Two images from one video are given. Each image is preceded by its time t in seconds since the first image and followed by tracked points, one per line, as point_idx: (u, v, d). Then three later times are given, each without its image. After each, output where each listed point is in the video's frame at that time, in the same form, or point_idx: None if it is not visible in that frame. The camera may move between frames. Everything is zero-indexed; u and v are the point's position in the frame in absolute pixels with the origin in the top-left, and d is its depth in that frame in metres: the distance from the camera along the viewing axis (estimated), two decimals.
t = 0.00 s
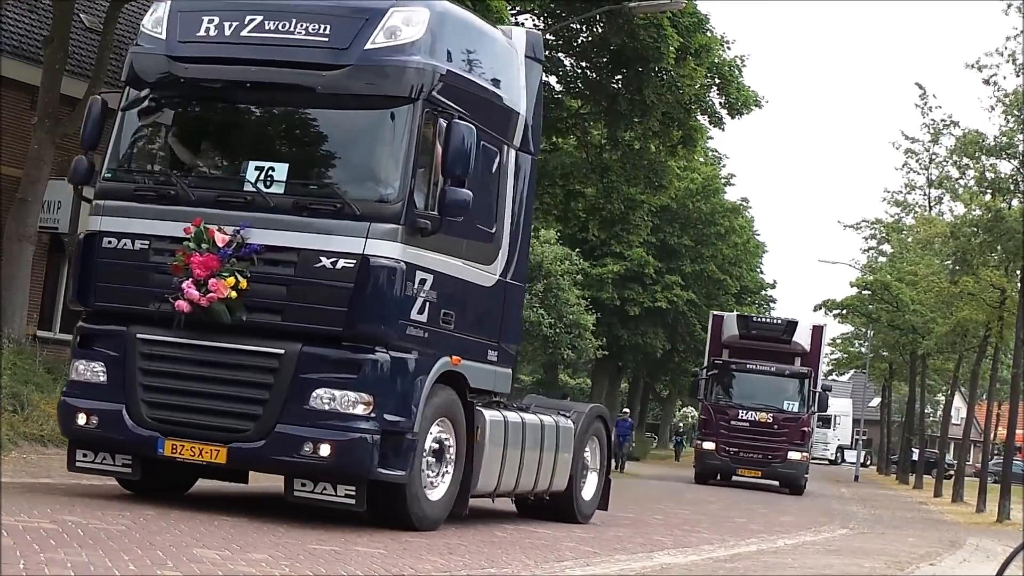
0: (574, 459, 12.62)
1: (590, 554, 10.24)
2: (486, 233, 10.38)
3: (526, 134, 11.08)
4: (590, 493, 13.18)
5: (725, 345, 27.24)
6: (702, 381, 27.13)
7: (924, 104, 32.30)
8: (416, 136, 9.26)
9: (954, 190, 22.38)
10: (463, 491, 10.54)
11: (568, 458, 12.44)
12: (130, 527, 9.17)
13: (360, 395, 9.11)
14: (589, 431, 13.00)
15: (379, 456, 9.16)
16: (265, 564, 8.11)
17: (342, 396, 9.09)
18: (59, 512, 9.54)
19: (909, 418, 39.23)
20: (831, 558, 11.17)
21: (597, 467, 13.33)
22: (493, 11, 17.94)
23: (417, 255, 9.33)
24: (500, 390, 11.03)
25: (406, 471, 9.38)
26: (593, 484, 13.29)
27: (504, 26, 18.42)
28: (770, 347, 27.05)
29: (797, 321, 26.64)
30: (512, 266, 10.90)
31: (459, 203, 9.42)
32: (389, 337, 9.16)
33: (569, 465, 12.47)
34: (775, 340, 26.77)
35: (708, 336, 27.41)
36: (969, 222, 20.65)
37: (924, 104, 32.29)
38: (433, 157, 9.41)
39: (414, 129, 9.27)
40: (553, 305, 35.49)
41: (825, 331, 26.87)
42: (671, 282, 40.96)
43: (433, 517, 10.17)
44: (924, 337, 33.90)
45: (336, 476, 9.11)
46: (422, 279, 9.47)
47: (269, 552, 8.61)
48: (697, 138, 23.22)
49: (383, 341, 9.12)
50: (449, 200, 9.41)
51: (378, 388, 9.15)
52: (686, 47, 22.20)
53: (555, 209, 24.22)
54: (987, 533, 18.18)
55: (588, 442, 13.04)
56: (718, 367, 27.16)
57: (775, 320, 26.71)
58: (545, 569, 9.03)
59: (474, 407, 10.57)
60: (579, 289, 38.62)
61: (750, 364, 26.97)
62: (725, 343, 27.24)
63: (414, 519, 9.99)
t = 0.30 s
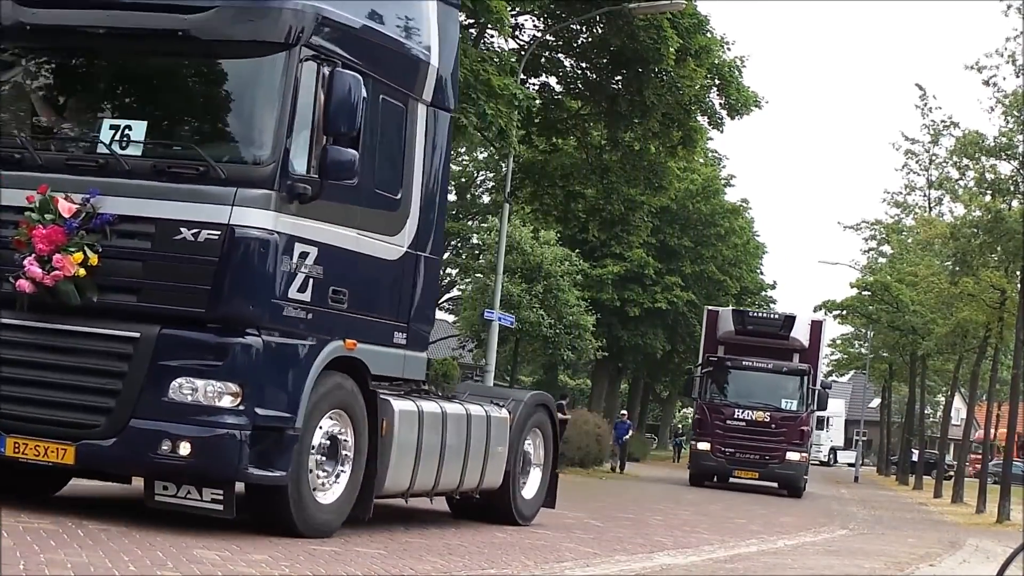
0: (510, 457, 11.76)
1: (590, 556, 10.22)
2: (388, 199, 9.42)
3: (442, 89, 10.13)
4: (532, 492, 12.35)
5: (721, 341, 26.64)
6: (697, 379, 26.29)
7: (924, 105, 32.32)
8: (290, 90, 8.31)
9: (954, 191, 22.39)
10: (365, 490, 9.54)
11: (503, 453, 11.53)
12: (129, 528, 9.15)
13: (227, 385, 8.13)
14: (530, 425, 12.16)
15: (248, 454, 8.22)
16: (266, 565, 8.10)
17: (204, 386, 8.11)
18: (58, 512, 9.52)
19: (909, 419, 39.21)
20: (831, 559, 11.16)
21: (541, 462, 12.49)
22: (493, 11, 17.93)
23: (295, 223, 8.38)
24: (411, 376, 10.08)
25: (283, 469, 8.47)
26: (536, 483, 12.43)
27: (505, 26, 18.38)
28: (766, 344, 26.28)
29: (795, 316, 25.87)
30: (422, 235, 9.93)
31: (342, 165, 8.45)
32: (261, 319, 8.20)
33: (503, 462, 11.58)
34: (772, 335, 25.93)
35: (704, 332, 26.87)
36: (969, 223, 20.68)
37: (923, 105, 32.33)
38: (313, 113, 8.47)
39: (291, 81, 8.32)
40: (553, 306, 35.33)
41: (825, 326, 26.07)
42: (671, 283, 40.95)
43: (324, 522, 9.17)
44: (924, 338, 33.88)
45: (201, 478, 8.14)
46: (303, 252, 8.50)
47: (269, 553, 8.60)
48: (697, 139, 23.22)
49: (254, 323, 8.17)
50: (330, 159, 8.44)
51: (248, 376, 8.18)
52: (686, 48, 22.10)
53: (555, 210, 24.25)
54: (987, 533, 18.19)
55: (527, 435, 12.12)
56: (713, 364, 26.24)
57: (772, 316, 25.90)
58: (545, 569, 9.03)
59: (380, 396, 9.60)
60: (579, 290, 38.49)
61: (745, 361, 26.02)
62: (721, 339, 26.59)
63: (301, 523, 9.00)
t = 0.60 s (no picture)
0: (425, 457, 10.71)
1: (590, 556, 10.21)
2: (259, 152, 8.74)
3: (332, 33, 9.46)
4: (454, 497, 11.29)
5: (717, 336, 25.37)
6: (691, 375, 25.04)
7: (924, 105, 32.33)
8: (127, 19, 7.64)
9: (954, 191, 22.40)
10: (233, 486, 8.61)
11: (417, 447, 10.46)
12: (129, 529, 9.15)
13: (43, 359, 7.32)
14: (452, 419, 11.11)
15: (69, 442, 7.38)
16: (266, 565, 8.09)
17: (17, 362, 7.28)
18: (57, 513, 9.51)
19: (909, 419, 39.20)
20: (831, 560, 11.16)
21: (468, 462, 11.46)
22: (493, 11, 17.90)
23: (128, 170, 7.67)
24: (293, 356, 9.24)
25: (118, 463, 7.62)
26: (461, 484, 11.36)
27: (505, 26, 18.35)
28: (765, 339, 25.02)
29: (795, 311, 24.73)
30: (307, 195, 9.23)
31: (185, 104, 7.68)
32: (87, 285, 7.47)
33: (418, 459, 10.50)
34: (770, 330, 24.75)
35: (700, 327, 25.61)
36: (969, 224, 20.67)
37: (923, 106, 32.36)
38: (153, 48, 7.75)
39: (126, 9, 7.64)
40: (553, 306, 35.29)
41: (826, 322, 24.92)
42: (671, 283, 40.96)
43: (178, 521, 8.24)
44: (924, 338, 33.89)
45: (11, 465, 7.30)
46: (142, 208, 7.76)
47: (269, 553, 8.59)
48: (697, 139, 23.24)
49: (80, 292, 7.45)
50: (170, 96, 7.66)
51: (67, 350, 7.39)
52: (686, 48, 22.09)
53: (555, 210, 24.24)
54: (986, 534, 18.19)
55: (450, 426, 11.11)
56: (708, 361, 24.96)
57: (771, 311, 24.74)
58: (544, 569, 9.03)
59: (250, 380, 8.70)
60: (579, 290, 38.50)
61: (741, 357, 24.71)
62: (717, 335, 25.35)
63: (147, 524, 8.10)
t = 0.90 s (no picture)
0: (316, 450, 9.81)
1: (590, 556, 10.22)
2: (84, 88, 7.85)
3: None
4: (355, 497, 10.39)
5: (713, 331, 24.50)
6: (684, 372, 24.22)
7: (924, 105, 32.31)
8: None
9: (954, 191, 22.40)
10: (53, 480, 7.68)
11: (303, 440, 9.60)
12: (128, 532, 9.16)
13: None
14: (351, 409, 10.20)
15: None
16: (265, 565, 8.10)
17: None
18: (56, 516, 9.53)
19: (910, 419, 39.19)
20: (831, 559, 11.17)
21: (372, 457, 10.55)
22: (493, 11, 17.87)
23: None
24: (131, 332, 8.28)
25: None
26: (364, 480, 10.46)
27: (504, 26, 18.32)
28: (762, 334, 24.11)
29: (794, 305, 23.81)
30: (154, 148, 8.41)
31: None
32: None
33: (304, 453, 9.62)
34: (768, 325, 23.88)
35: (695, 320, 24.72)
36: (969, 224, 20.66)
37: (923, 106, 32.36)
38: None
39: None
40: (552, 306, 35.26)
41: (825, 317, 23.98)
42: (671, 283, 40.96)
43: None
44: (924, 339, 33.87)
45: None
46: None
47: (269, 554, 8.60)
48: (696, 140, 23.25)
49: None
50: None
51: None
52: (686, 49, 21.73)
53: (554, 210, 24.63)
54: (986, 533, 18.21)
55: (352, 418, 10.30)
56: (704, 357, 24.09)
57: (769, 305, 23.88)
58: (544, 569, 9.03)
59: (74, 360, 7.83)
60: (578, 291, 38.49)
61: (737, 354, 23.83)
62: (713, 329, 24.48)
63: None
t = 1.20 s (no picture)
0: (166, 441, 8.17)
1: (590, 557, 10.24)
2: None
3: None
4: (222, 496, 8.89)
5: (704, 326, 22.20)
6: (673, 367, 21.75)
7: (924, 106, 32.30)
8: None
9: (954, 192, 22.39)
10: None
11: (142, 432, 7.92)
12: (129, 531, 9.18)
13: None
14: (214, 394, 8.60)
15: None
16: (265, 566, 8.12)
17: None
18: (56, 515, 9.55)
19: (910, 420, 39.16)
20: (831, 560, 11.20)
21: (244, 450, 9.05)
22: (493, 12, 17.80)
23: None
24: None
25: None
26: (235, 476, 8.98)
27: (504, 26, 18.28)
28: (756, 330, 21.96)
29: (789, 298, 21.71)
30: None
31: None
32: None
33: (148, 444, 7.97)
34: (760, 318, 21.74)
35: (686, 316, 22.46)
36: (969, 225, 20.61)
37: (923, 107, 32.33)
38: None
39: None
40: (552, 307, 35.28)
41: (823, 311, 21.96)
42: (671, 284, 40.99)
43: None
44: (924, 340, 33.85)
45: None
46: None
47: (269, 554, 8.62)
48: (696, 140, 23.25)
49: None
50: None
51: None
52: (686, 49, 21.69)
53: (554, 212, 24.79)
54: (985, 534, 18.24)
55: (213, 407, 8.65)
56: (692, 352, 21.64)
57: (762, 298, 21.77)
58: (545, 571, 9.01)
59: None
60: (578, 291, 38.46)
61: (728, 348, 21.43)
62: (705, 324, 22.19)
63: None
